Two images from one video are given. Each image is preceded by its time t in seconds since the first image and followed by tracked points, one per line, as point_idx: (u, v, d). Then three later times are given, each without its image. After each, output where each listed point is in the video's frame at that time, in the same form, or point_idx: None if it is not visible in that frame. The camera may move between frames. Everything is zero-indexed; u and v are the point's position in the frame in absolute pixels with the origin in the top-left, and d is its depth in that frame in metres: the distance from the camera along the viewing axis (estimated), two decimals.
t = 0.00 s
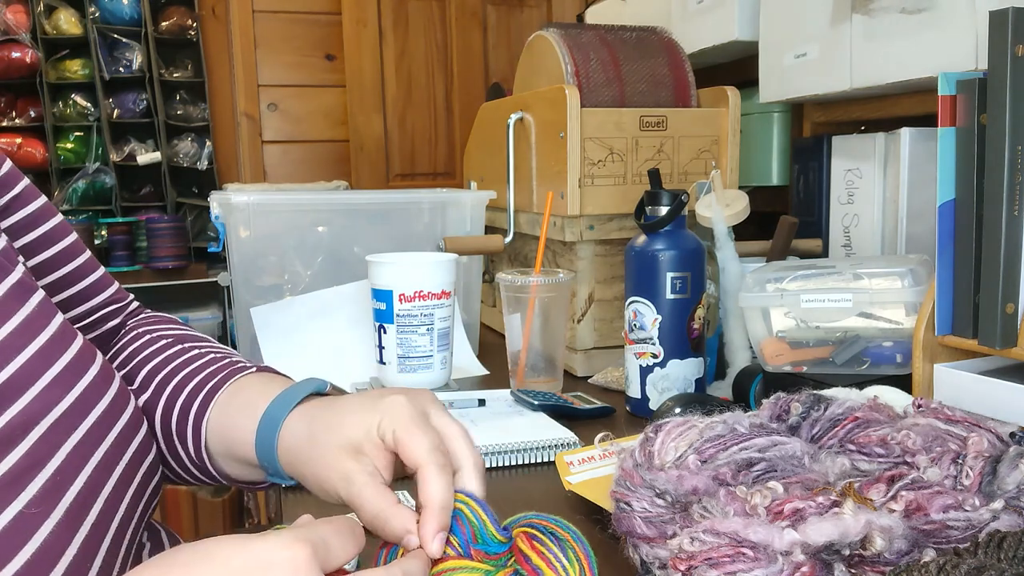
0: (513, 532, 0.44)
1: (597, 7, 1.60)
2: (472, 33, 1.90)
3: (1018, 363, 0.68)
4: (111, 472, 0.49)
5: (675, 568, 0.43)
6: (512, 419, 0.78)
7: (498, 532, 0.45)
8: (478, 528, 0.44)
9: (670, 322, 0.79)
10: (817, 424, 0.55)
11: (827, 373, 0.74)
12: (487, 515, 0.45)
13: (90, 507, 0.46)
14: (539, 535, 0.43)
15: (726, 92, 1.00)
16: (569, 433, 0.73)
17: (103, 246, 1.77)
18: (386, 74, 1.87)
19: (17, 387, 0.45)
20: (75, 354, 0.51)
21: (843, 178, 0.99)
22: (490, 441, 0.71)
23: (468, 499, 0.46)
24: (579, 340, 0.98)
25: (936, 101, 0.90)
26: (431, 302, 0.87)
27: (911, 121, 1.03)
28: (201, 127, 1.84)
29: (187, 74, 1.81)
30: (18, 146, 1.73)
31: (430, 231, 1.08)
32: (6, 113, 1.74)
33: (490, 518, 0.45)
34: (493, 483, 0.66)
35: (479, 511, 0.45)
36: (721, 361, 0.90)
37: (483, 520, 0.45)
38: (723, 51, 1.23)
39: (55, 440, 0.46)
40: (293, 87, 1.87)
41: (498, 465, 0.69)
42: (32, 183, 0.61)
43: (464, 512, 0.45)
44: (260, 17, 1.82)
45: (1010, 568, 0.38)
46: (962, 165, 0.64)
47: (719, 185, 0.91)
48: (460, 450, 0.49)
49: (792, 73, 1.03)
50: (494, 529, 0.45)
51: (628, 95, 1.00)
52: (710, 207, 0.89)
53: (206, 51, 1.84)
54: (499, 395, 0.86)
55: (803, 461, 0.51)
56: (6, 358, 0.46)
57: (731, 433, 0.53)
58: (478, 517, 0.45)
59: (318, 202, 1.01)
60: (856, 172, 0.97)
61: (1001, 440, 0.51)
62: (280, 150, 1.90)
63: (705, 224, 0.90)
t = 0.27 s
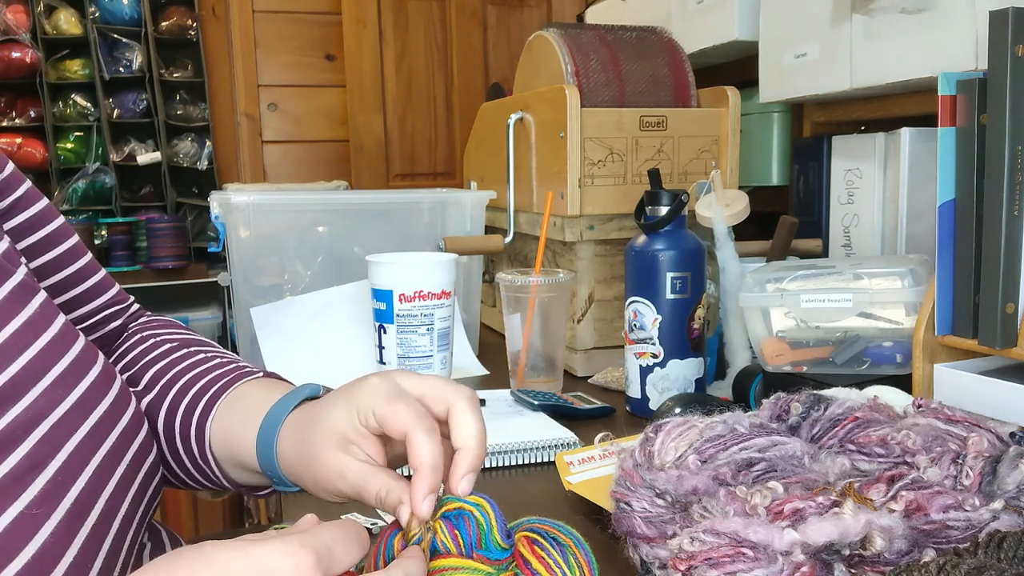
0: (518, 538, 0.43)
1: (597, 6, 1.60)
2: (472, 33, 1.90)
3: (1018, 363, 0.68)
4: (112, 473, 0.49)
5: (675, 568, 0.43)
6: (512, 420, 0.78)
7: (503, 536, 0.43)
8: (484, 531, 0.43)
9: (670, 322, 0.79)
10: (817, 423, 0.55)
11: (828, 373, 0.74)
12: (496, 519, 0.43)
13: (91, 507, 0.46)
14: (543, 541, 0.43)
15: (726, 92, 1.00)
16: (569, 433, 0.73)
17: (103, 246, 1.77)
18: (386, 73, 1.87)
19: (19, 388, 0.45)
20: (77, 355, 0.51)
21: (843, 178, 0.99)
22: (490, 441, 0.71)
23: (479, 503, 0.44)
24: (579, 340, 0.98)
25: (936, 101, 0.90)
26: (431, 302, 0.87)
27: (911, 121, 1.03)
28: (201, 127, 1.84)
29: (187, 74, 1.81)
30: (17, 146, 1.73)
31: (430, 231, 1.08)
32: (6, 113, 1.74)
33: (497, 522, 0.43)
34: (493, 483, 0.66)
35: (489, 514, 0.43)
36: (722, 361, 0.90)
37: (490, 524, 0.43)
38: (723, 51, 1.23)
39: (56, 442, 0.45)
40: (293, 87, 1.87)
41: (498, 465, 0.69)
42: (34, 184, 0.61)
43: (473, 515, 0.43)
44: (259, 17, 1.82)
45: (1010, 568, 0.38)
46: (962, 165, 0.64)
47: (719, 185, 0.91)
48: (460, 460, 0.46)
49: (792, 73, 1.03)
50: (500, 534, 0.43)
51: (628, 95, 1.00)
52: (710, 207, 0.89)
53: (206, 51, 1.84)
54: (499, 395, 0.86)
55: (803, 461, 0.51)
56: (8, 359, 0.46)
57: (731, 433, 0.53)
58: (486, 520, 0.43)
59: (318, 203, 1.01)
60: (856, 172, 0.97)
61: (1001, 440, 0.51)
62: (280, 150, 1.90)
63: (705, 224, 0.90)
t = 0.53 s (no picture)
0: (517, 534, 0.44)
1: (597, 6, 1.60)
2: (472, 33, 1.90)
3: (1018, 363, 0.68)
4: (113, 474, 0.49)
5: (675, 568, 0.43)
6: (512, 419, 0.78)
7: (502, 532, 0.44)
8: (484, 526, 0.43)
9: (670, 322, 0.79)
10: (817, 424, 0.55)
11: (828, 372, 0.74)
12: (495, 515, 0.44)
13: (92, 508, 0.46)
14: (542, 535, 0.43)
15: (726, 92, 1.00)
16: (569, 433, 0.73)
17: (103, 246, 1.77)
18: (386, 74, 1.87)
19: (20, 389, 0.45)
20: (78, 356, 0.51)
21: (843, 178, 0.99)
22: (490, 441, 0.71)
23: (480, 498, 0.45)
24: (579, 340, 0.98)
25: (936, 101, 0.90)
26: (431, 302, 0.87)
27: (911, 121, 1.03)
28: (201, 127, 1.84)
29: (187, 74, 1.81)
30: (17, 146, 1.73)
31: (430, 231, 1.08)
32: (6, 113, 1.74)
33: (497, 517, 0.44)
34: (493, 483, 0.66)
35: (489, 510, 0.44)
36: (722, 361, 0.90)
37: (490, 520, 0.44)
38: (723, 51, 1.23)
39: (57, 442, 0.46)
40: (293, 87, 1.87)
41: (498, 465, 0.69)
42: (36, 186, 0.61)
43: (474, 510, 0.44)
44: (259, 17, 1.82)
45: (1010, 568, 0.38)
46: (962, 165, 0.64)
47: (719, 185, 0.91)
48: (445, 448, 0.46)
49: (792, 73, 1.03)
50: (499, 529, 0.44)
51: (628, 95, 1.00)
52: (710, 206, 0.89)
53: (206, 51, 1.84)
54: (499, 395, 0.86)
55: (803, 461, 0.51)
56: (9, 360, 0.46)
57: (731, 433, 0.53)
58: (486, 516, 0.44)
59: (317, 203, 1.01)
60: (856, 172, 0.97)
61: (1001, 440, 0.51)
62: (280, 151, 1.90)
63: (705, 224, 0.90)
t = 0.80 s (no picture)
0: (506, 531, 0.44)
1: (597, 6, 1.60)
2: (472, 33, 1.90)
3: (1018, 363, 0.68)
4: (113, 474, 0.49)
5: (675, 568, 0.43)
6: (512, 420, 0.78)
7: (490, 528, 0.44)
8: (474, 525, 0.43)
9: (670, 322, 0.79)
10: (817, 424, 0.55)
11: (828, 373, 0.74)
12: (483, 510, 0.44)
13: (92, 508, 0.46)
14: (532, 530, 0.44)
15: (726, 92, 1.00)
16: (569, 433, 0.73)
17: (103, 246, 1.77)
18: (386, 74, 1.87)
19: (19, 389, 0.45)
20: (78, 355, 0.51)
21: (843, 178, 0.99)
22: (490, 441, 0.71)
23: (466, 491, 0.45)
24: (579, 340, 0.98)
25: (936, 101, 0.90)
26: (431, 302, 0.87)
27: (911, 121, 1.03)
28: (201, 127, 1.84)
29: (187, 74, 1.81)
30: (17, 146, 1.72)
31: (430, 231, 1.08)
32: (6, 113, 1.74)
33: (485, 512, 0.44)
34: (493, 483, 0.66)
35: (476, 504, 0.44)
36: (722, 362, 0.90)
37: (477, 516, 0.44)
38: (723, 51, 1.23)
39: (57, 442, 0.45)
40: (293, 86, 1.87)
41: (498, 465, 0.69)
42: (36, 188, 0.61)
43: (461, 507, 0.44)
44: (259, 17, 1.82)
45: (1010, 568, 0.38)
46: (962, 165, 0.64)
47: (719, 185, 0.90)
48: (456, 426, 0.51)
49: (792, 73, 1.03)
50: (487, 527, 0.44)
51: (628, 95, 1.00)
52: (710, 207, 0.89)
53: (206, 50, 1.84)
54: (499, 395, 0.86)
55: (803, 461, 0.51)
56: (9, 360, 0.46)
57: (731, 433, 0.53)
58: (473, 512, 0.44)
59: (317, 203, 1.01)
60: (856, 172, 0.97)
61: (1001, 440, 0.51)
62: (281, 150, 1.90)
63: (705, 224, 0.90)
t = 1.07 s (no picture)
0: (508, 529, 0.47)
1: (597, 6, 1.60)
2: (472, 33, 1.90)
3: (1018, 363, 0.68)
4: (115, 476, 0.49)
5: (675, 568, 0.43)
6: (512, 420, 0.78)
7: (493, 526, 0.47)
8: (479, 521, 0.47)
9: (670, 322, 0.79)
10: (817, 424, 0.55)
11: (828, 373, 0.74)
12: (488, 508, 0.47)
13: (94, 510, 0.46)
14: (539, 529, 0.46)
15: (726, 92, 1.00)
16: (569, 433, 0.73)
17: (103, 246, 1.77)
18: (386, 74, 1.87)
19: (22, 390, 0.45)
20: (80, 356, 0.51)
21: (843, 178, 0.99)
22: (490, 441, 0.71)
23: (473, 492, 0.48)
24: (579, 340, 0.98)
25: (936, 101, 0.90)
26: (431, 302, 0.87)
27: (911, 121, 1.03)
28: (201, 127, 1.84)
29: (187, 74, 1.81)
30: (17, 146, 1.72)
31: (430, 231, 1.08)
32: (6, 113, 1.74)
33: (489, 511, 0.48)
34: (493, 483, 0.66)
35: (482, 503, 0.48)
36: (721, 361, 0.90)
37: (483, 513, 0.47)
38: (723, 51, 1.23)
39: (59, 443, 0.45)
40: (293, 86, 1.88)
41: (498, 465, 0.69)
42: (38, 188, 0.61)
43: (468, 503, 0.47)
44: (259, 17, 1.83)
45: (1010, 568, 0.38)
46: (962, 165, 0.64)
47: (719, 185, 0.91)
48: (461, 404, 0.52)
49: (792, 73, 1.03)
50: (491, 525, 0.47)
51: (627, 94, 1.00)
52: (710, 207, 0.89)
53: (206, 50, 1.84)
54: (499, 395, 0.86)
55: (803, 461, 0.51)
56: (11, 360, 0.45)
57: (731, 433, 0.53)
58: (480, 509, 0.47)
59: (317, 203, 1.01)
60: (856, 172, 0.97)
61: (1001, 440, 0.51)
62: (281, 151, 1.91)
63: (705, 224, 0.90)
